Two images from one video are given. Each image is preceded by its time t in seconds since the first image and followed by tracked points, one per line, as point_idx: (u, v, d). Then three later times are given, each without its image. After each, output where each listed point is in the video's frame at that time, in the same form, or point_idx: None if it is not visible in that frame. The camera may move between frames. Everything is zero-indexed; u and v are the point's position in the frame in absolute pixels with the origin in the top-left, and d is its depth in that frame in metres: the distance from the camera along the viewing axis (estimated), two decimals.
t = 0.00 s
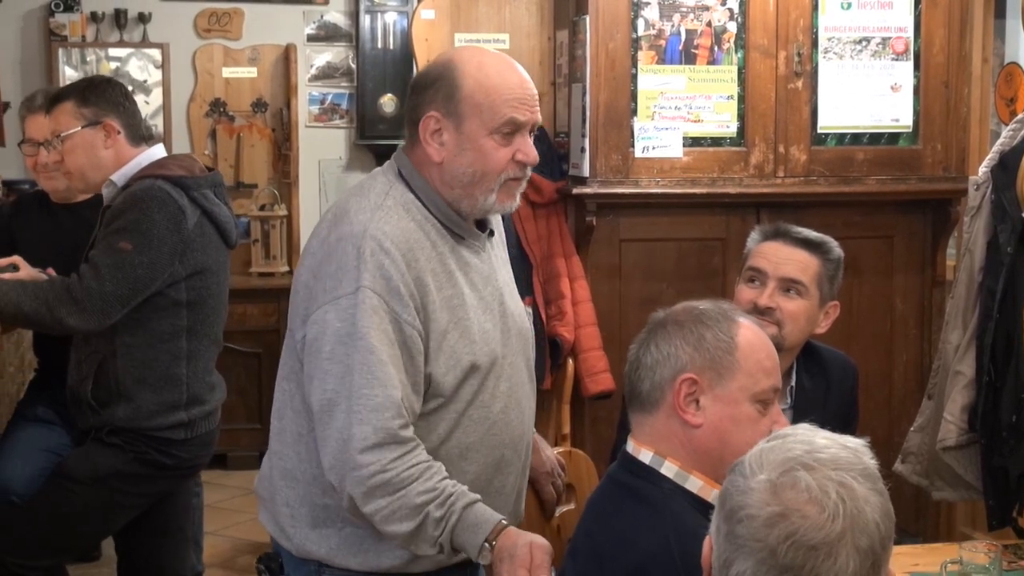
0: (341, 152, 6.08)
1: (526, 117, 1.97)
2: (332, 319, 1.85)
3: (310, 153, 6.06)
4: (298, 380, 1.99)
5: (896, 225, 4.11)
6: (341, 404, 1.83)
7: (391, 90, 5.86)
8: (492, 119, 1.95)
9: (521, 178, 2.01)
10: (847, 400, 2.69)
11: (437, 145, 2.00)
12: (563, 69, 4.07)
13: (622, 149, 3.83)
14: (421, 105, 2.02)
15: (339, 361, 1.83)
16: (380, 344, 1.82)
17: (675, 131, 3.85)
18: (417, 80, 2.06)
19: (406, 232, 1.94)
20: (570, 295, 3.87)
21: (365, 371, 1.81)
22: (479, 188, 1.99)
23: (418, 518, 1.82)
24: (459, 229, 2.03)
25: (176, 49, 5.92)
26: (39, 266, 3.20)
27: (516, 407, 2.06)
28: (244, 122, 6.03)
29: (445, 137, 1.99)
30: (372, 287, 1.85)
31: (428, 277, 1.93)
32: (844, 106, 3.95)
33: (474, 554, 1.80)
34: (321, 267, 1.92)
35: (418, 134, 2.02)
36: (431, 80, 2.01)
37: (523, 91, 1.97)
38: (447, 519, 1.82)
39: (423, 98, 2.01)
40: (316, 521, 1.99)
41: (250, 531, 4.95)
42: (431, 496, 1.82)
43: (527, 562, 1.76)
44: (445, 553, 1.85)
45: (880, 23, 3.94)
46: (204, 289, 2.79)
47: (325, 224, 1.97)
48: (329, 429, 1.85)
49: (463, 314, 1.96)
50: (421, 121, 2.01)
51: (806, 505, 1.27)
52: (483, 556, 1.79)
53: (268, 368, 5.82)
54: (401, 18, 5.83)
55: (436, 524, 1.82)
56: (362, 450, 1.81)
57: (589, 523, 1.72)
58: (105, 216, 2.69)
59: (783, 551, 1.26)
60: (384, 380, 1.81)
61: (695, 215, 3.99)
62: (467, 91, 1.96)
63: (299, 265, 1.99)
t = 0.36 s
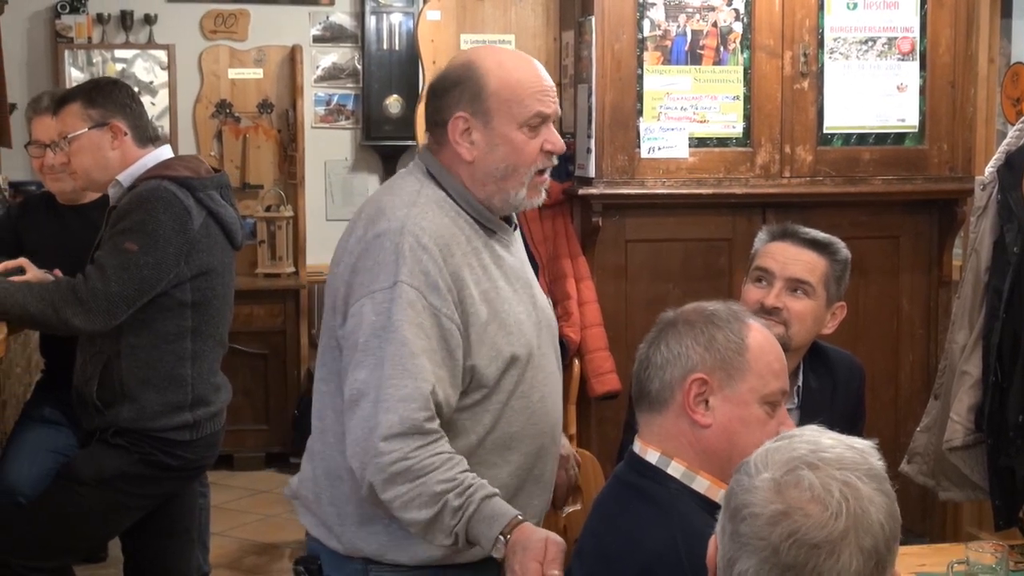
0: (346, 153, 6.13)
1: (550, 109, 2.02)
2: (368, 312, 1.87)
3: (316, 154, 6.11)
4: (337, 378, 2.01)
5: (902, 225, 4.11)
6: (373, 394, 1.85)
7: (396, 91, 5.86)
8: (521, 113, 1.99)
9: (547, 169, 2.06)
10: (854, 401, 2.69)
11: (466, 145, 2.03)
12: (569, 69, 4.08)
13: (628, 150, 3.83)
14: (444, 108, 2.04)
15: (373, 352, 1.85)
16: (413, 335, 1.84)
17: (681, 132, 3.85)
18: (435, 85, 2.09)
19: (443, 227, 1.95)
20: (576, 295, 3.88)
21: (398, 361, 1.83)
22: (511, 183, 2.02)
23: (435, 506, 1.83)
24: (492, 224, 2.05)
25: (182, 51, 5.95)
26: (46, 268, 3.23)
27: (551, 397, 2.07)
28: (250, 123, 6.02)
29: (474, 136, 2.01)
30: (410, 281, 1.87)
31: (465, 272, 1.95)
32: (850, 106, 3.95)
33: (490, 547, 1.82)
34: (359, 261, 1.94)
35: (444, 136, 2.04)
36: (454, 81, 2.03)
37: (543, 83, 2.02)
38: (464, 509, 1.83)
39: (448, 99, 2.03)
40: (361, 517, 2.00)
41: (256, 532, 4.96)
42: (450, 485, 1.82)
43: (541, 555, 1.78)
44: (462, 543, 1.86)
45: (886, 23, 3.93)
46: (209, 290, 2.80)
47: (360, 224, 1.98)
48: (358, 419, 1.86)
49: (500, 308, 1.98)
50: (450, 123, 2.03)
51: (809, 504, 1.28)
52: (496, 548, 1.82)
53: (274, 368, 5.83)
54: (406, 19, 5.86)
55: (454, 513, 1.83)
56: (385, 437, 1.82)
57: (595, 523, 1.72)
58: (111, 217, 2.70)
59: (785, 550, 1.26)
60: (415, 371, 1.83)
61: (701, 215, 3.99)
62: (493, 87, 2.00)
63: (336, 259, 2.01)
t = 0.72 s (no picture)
0: (349, 153, 6.14)
1: (578, 131, 2.02)
2: (384, 300, 1.87)
3: (319, 154, 6.12)
4: (349, 374, 2.01)
5: (904, 224, 4.11)
6: (392, 379, 1.84)
7: (399, 91, 5.94)
8: (551, 129, 1.99)
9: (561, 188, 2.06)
10: (855, 401, 2.68)
11: (492, 145, 2.02)
12: (571, 69, 4.07)
13: (629, 150, 3.83)
14: (475, 107, 2.03)
15: (390, 339, 1.85)
16: (432, 321, 1.85)
17: (683, 132, 3.85)
18: (469, 83, 2.07)
19: (456, 222, 1.96)
20: (578, 295, 3.88)
21: (416, 345, 1.83)
22: (527, 192, 2.02)
23: (448, 491, 1.80)
24: (501, 224, 2.06)
25: (185, 51, 5.95)
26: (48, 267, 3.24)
27: (554, 395, 2.07)
28: (253, 124, 6.03)
29: (502, 138, 2.00)
30: (425, 270, 1.88)
31: (478, 265, 1.96)
32: (852, 106, 3.95)
33: (495, 541, 1.79)
34: (372, 254, 1.94)
35: (471, 133, 2.03)
36: (491, 81, 2.02)
37: (576, 102, 2.01)
38: (475, 498, 1.80)
39: (483, 96, 2.02)
40: (372, 506, 2.00)
41: (258, 532, 4.96)
42: (465, 472, 1.80)
43: (544, 556, 1.74)
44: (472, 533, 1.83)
45: (888, 22, 3.93)
46: (213, 291, 2.80)
47: (373, 218, 1.98)
48: (377, 405, 1.85)
49: (509, 303, 1.99)
50: (480, 119, 2.02)
51: (800, 470, 1.40)
52: (502, 543, 1.79)
53: (277, 368, 5.83)
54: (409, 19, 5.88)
55: (467, 500, 1.80)
56: (405, 419, 1.81)
57: (596, 522, 1.71)
58: (116, 217, 2.70)
59: (760, 495, 1.41)
60: (434, 355, 1.83)
61: (703, 215, 3.99)
62: (530, 96, 1.98)
63: (347, 256, 2.00)
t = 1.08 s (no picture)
0: (351, 153, 6.14)
1: (565, 131, 2.01)
2: (380, 303, 1.87)
3: (321, 154, 6.12)
4: (346, 378, 2.01)
5: (906, 224, 4.10)
6: (391, 381, 1.84)
7: (400, 91, 5.94)
8: (534, 125, 1.98)
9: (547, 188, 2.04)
10: (857, 402, 2.68)
11: (476, 141, 2.02)
12: (573, 69, 4.07)
13: (631, 150, 3.83)
14: (463, 104, 2.04)
15: (387, 341, 1.85)
16: (428, 322, 1.84)
17: (684, 132, 3.84)
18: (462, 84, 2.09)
19: (448, 223, 1.96)
20: (580, 295, 3.88)
21: (413, 346, 1.83)
22: (510, 189, 2.01)
23: (448, 493, 1.79)
24: (493, 225, 2.07)
25: (187, 52, 5.95)
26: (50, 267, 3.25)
27: (548, 394, 2.08)
28: (254, 124, 6.03)
29: (486, 135, 2.01)
30: (420, 271, 1.88)
31: (471, 266, 1.96)
32: (854, 106, 3.95)
33: (493, 544, 1.78)
34: (366, 258, 1.94)
35: (458, 130, 2.04)
36: (480, 79, 2.03)
37: (565, 102, 2.01)
38: (475, 500, 1.79)
39: (470, 95, 2.03)
40: (373, 508, 2.00)
41: (260, 532, 4.96)
42: (464, 474, 1.80)
43: (542, 559, 1.74)
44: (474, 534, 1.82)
45: (890, 23, 3.93)
46: (213, 290, 2.80)
47: (365, 222, 1.98)
48: (376, 407, 1.85)
49: (503, 303, 1.99)
50: (465, 116, 2.02)
51: (815, 466, 1.42)
52: (501, 544, 1.78)
53: (279, 369, 5.83)
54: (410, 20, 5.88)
55: (468, 501, 1.79)
56: (405, 419, 1.81)
57: (597, 523, 1.71)
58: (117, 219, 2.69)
59: (772, 485, 1.43)
60: (432, 355, 1.83)
61: (705, 216, 3.98)
62: (515, 94, 1.99)
63: (340, 260, 2.00)
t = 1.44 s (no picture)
0: (352, 152, 6.14)
1: (581, 139, 2.01)
2: (383, 303, 1.87)
3: (322, 153, 6.13)
4: (346, 377, 2.01)
5: (907, 222, 4.10)
6: (390, 381, 1.84)
7: (401, 90, 5.95)
8: (553, 133, 1.98)
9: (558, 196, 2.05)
10: (858, 400, 2.68)
11: (494, 145, 2.01)
12: (574, 68, 4.08)
13: (632, 149, 3.83)
14: (479, 108, 2.03)
15: (388, 341, 1.85)
16: (430, 324, 1.84)
17: (685, 131, 3.84)
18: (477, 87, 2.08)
19: (454, 225, 1.96)
20: (581, 294, 3.88)
21: (413, 347, 1.83)
22: (525, 196, 2.02)
23: (447, 493, 1.79)
24: (501, 229, 2.07)
25: (188, 51, 5.96)
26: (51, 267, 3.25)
27: (549, 401, 2.07)
28: (256, 123, 6.04)
29: (504, 139, 2.00)
30: (424, 272, 1.88)
31: (475, 269, 1.96)
32: (855, 105, 3.94)
33: (494, 542, 1.78)
34: (370, 256, 1.94)
35: (474, 134, 2.04)
36: (499, 83, 2.02)
37: (582, 110, 2.01)
38: (475, 499, 1.79)
39: (488, 98, 2.02)
40: (365, 507, 2.00)
41: (261, 531, 4.96)
42: (463, 473, 1.79)
43: (546, 557, 1.74)
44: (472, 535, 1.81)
45: (891, 21, 3.93)
46: (214, 288, 2.79)
47: (371, 220, 1.98)
48: (375, 407, 1.85)
49: (506, 307, 1.99)
50: (484, 120, 2.01)
51: (822, 462, 1.42)
52: (502, 543, 1.77)
53: (280, 367, 5.82)
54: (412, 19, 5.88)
55: (467, 501, 1.79)
56: (403, 420, 1.81)
57: (599, 521, 1.71)
58: (119, 217, 2.69)
59: (780, 480, 1.43)
60: (432, 357, 1.83)
61: (706, 214, 3.98)
62: (535, 100, 1.99)
63: (344, 257, 2.00)
